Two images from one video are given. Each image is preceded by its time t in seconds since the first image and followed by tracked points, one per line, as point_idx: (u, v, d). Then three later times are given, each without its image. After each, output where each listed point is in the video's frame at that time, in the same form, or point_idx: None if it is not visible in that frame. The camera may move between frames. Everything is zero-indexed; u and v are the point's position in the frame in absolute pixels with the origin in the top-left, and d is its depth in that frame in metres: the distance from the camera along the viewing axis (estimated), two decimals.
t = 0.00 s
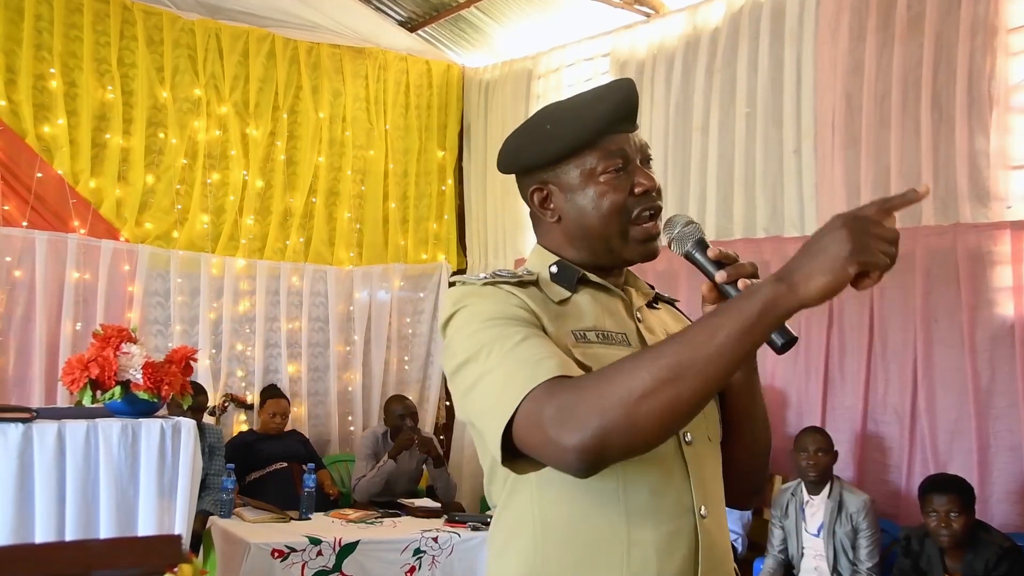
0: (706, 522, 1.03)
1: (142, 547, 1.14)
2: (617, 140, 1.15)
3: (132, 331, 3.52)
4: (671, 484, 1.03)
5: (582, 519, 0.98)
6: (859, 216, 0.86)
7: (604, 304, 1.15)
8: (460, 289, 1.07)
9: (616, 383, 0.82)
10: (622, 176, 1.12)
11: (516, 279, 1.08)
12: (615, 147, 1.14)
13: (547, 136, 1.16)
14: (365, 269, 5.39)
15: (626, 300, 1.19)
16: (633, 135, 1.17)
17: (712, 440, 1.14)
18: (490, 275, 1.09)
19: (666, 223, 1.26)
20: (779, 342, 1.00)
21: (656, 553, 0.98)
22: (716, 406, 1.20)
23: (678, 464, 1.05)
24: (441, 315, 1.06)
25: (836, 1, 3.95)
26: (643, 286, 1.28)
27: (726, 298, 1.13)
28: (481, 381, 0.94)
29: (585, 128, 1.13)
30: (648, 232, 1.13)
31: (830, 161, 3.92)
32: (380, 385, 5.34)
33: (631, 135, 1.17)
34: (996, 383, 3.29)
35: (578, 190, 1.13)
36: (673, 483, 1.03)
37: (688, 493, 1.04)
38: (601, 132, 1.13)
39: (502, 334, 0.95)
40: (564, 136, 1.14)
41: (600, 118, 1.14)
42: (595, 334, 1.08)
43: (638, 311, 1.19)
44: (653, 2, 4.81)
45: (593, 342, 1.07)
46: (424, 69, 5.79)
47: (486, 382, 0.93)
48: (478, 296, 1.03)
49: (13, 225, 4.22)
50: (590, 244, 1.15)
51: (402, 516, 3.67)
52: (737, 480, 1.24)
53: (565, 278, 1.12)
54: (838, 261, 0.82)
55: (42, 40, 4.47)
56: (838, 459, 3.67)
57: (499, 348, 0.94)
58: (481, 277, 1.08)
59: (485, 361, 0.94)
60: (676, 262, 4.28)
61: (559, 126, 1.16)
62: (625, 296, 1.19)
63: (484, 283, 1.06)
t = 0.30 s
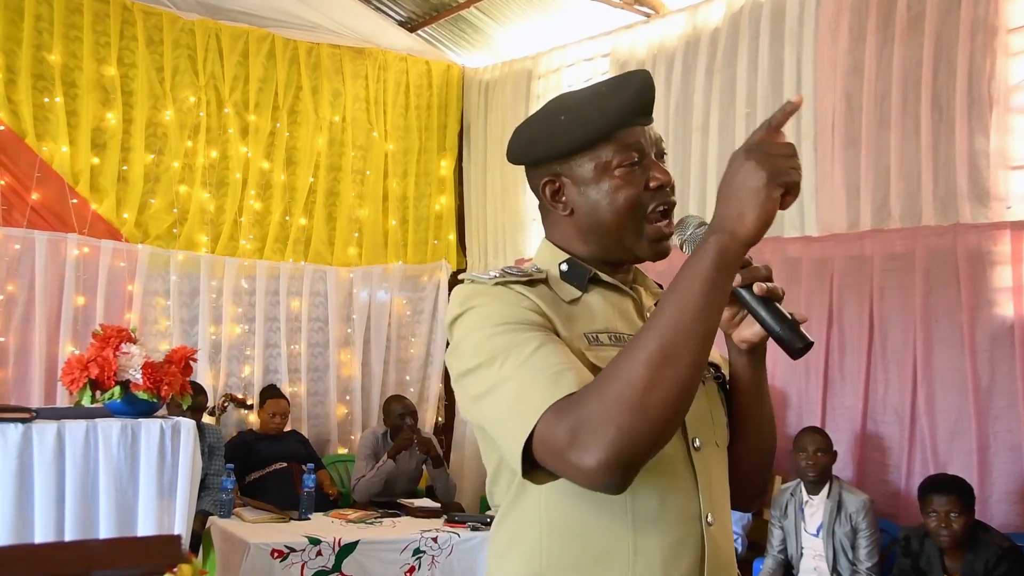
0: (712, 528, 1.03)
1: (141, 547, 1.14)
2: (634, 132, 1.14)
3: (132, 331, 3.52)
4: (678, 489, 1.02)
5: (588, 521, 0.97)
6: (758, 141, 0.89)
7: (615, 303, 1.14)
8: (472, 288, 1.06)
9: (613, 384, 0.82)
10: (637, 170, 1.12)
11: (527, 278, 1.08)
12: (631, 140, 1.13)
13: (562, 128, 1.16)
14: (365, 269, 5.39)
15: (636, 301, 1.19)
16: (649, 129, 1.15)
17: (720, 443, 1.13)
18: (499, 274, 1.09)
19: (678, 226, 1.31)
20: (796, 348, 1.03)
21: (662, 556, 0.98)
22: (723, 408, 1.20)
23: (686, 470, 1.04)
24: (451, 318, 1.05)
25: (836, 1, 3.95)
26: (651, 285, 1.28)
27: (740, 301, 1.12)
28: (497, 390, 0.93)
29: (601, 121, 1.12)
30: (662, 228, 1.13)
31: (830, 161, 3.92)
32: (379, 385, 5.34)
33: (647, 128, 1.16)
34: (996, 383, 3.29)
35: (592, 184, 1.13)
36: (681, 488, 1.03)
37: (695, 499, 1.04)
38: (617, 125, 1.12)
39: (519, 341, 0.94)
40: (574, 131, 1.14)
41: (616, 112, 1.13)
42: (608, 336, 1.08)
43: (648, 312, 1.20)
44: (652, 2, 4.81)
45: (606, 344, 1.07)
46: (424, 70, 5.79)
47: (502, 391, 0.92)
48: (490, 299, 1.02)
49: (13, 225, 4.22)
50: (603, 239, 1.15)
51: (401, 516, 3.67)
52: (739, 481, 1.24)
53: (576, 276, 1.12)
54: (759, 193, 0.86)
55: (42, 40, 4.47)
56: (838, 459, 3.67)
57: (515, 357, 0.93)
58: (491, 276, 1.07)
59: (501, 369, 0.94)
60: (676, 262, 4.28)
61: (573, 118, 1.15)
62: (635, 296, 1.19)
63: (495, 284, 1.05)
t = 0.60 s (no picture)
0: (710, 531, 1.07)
1: (141, 546, 1.14)
2: (651, 134, 1.13)
3: (132, 331, 3.52)
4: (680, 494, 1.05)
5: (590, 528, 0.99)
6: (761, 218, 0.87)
7: (618, 306, 1.15)
8: (476, 291, 1.07)
9: (652, 463, 0.81)
10: (652, 174, 1.12)
11: (528, 281, 1.09)
12: (648, 143, 1.13)
13: (578, 124, 1.14)
14: (365, 269, 5.39)
15: (638, 304, 1.20)
16: (666, 132, 1.15)
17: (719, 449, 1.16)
18: (501, 276, 1.09)
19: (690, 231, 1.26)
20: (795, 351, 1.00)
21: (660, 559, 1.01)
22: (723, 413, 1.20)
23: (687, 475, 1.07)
24: (456, 322, 1.06)
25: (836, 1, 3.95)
26: (654, 287, 1.30)
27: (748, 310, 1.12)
28: (506, 413, 0.94)
29: (618, 121, 1.12)
30: (674, 234, 1.13)
31: (830, 161, 3.93)
32: (379, 384, 5.35)
33: (664, 130, 1.16)
34: (996, 383, 3.29)
35: (605, 185, 1.13)
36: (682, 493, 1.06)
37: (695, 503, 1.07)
38: (635, 125, 1.12)
39: (528, 362, 0.95)
40: (591, 130, 1.13)
41: (634, 111, 1.12)
42: (610, 342, 1.09)
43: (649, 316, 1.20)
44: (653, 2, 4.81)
45: (607, 351, 1.08)
46: (424, 69, 5.79)
47: (511, 416, 0.93)
48: (497, 314, 1.02)
49: (13, 225, 4.22)
50: (613, 241, 1.15)
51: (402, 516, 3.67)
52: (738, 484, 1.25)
53: (578, 277, 1.13)
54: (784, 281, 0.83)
55: (42, 40, 4.47)
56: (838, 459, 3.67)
57: (528, 383, 0.93)
58: (492, 280, 1.08)
59: (511, 393, 0.94)
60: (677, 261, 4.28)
61: (591, 115, 1.13)
62: (637, 299, 1.20)
63: (499, 291, 1.06)
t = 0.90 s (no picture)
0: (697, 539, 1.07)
1: (136, 546, 1.13)
2: (652, 140, 1.13)
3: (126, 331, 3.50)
4: (667, 504, 1.06)
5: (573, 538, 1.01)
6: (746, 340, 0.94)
7: (610, 312, 1.14)
8: (467, 295, 1.06)
9: (583, 552, 0.86)
10: (651, 179, 1.12)
11: (523, 285, 1.08)
12: (647, 148, 1.12)
13: (580, 128, 1.15)
14: (359, 269, 5.39)
15: (633, 307, 1.19)
16: (669, 138, 1.15)
17: (712, 454, 1.16)
18: (494, 280, 1.09)
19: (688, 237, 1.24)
20: (798, 376, 1.06)
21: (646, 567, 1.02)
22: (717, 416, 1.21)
23: (674, 485, 1.07)
24: (443, 325, 1.05)
25: (831, 1, 3.97)
26: (654, 289, 1.29)
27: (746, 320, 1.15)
28: (459, 442, 0.96)
29: (619, 125, 1.12)
30: (672, 241, 1.13)
31: (824, 161, 3.94)
32: (373, 384, 5.34)
33: (667, 136, 1.15)
34: (989, 383, 3.31)
35: (605, 190, 1.13)
36: (670, 503, 1.06)
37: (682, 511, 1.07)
38: (637, 130, 1.12)
39: (490, 398, 0.95)
40: (593, 133, 1.13)
41: (636, 115, 1.12)
42: (597, 352, 1.08)
43: (644, 319, 1.19)
44: (647, 2, 4.82)
45: (593, 361, 1.07)
46: (418, 69, 5.79)
47: (466, 445, 0.95)
48: (474, 333, 1.00)
49: (6, 224, 4.21)
50: (611, 246, 1.15)
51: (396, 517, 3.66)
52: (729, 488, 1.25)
53: (573, 280, 1.13)
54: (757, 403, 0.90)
55: (35, 38, 4.45)
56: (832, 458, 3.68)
57: (479, 422, 0.95)
58: (485, 285, 1.07)
59: (466, 425, 0.96)
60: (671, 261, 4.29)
61: (592, 118, 1.14)
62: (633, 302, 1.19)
63: (490, 299, 1.04)
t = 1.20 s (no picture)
0: (678, 528, 1.02)
1: (124, 546, 1.13)
2: (617, 139, 1.14)
3: (114, 330, 3.48)
4: (645, 487, 1.02)
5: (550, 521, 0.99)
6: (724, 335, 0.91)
7: (592, 302, 1.14)
8: (448, 286, 1.07)
9: (542, 463, 0.82)
10: (618, 176, 1.12)
11: (504, 277, 1.10)
12: (613, 146, 1.13)
13: (549, 132, 1.16)
14: (350, 268, 5.38)
15: (617, 300, 1.18)
16: (634, 137, 1.16)
17: (695, 445, 1.12)
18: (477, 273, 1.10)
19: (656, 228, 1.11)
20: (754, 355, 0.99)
21: (624, 558, 0.97)
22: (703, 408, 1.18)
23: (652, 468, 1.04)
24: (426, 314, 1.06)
25: (821, 2, 3.98)
26: (642, 288, 1.28)
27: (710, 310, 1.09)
28: (443, 403, 0.95)
29: (586, 127, 1.13)
30: (642, 236, 1.13)
31: (814, 161, 3.96)
32: (363, 383, 5.33)
33: (631, 135, 1.16)
34: (977, 383, 3.33)
35: (576, 189, 1.13)
36: (648, 486, 1.02)
37: (661, 496, 1.03)
38: (604, 129, 1.13)
39: (473, 355, 0.95)
40: (562, 135, 1.14)
41: (602, 117, 1.13)
42: (576, 335, 1.08)
43: (629, 311, 1.19)
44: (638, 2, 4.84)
45: (572, 343, 1.07)
46: (409, 69, 5.79)
47: (449, 403, 0.94)
48: (458, 307, 1.02)
49: None
50: (587, 243, 1.15)
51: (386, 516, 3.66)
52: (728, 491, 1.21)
53: (556, 273, 1.14)
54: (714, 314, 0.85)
55: (23, 36, 4.42)
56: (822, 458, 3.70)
57: (462, 376, 0.94)
58: (467, 276, 1.08)
59: (449, 384, 0.95)
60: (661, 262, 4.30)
61: (561, 122, 1.15)
62: (617, 295, 1.19)
63: (470, 284, 1.05)
